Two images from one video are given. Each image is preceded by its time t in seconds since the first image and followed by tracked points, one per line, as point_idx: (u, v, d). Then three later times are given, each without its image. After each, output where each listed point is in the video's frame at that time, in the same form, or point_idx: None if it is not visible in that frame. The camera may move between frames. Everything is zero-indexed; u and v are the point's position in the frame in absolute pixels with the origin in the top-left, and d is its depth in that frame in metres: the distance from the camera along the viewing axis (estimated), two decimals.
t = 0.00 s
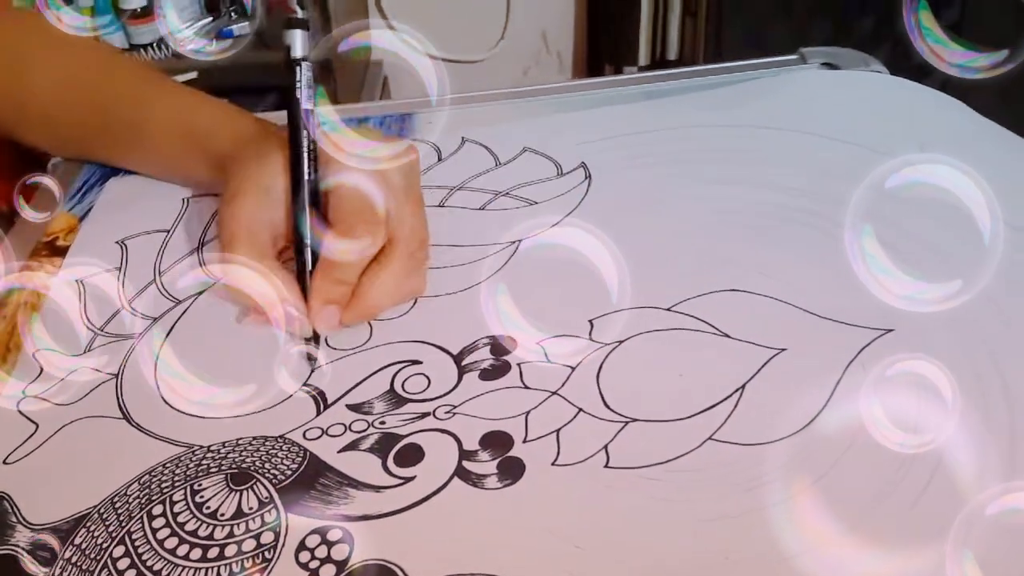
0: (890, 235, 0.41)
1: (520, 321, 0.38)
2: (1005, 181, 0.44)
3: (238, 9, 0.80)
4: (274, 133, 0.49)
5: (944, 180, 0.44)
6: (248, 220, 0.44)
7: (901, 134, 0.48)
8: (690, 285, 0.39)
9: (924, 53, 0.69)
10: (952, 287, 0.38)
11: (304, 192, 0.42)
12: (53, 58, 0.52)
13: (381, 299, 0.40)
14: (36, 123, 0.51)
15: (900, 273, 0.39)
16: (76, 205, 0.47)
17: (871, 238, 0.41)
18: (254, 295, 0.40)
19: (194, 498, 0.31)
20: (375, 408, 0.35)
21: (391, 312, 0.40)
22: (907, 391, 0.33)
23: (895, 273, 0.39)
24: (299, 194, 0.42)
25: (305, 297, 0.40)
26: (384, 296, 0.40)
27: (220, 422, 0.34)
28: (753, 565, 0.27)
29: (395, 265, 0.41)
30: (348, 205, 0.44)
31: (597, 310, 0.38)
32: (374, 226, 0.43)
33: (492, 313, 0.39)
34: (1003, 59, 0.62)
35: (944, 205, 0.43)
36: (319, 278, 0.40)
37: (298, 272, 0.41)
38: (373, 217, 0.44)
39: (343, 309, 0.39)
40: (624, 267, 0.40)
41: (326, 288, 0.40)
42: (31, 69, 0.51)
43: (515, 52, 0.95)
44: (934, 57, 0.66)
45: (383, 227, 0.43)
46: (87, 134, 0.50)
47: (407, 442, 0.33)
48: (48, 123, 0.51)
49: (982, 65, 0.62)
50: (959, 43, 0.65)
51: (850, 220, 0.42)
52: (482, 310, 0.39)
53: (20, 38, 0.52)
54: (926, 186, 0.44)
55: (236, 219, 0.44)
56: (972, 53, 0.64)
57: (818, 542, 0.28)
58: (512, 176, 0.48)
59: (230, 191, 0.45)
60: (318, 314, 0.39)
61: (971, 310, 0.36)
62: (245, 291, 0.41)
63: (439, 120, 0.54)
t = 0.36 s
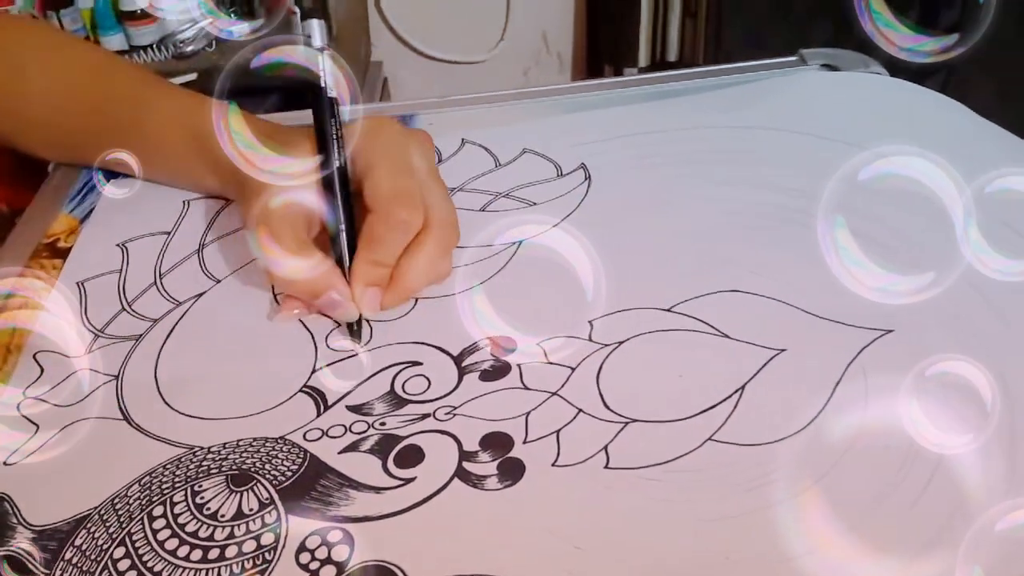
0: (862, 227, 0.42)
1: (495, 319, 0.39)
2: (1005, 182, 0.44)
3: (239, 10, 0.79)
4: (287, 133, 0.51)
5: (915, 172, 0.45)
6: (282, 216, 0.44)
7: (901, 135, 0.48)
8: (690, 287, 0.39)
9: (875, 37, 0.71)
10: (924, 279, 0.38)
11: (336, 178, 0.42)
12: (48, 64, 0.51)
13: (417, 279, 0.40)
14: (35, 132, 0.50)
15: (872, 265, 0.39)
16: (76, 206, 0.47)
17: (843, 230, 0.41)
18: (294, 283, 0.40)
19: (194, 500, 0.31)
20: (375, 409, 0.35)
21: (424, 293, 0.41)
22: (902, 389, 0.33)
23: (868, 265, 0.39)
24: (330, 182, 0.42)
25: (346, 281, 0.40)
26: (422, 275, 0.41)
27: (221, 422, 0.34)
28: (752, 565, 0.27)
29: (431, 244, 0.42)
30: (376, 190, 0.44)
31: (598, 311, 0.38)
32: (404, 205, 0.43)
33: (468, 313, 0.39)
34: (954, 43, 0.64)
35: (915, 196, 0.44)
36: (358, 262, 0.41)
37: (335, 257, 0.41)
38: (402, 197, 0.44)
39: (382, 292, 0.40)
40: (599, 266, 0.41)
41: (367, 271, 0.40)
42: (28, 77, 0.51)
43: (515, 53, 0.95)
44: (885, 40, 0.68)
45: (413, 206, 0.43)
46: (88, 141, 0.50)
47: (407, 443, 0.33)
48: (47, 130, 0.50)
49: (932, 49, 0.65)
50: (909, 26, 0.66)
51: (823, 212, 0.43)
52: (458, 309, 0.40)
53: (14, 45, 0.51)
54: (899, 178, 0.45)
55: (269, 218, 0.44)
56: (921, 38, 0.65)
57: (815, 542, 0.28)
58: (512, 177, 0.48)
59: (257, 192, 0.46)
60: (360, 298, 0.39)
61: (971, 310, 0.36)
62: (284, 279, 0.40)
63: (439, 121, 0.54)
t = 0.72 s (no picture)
0: (834, 218, 0.43)
1: (471, 317, 0.39)
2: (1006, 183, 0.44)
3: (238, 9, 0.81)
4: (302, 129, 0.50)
5: (885, 164, 0.46)
6: (320, 203, 0.43)
7: (901, 136, 0.48)
8: (690, 288, 0.39)
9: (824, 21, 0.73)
10: (896, 272, 0.39)
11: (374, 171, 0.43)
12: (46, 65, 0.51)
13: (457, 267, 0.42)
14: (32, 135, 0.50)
15: (846, 258, 0.40)
16: (76, 206, 0.47)
17: (816, 223, 0.42)
18: (346, 274, 0.40)
19: (195, 500, 0.31)
20: (376, 409, 0.35)
21: (466, 278, 0.41)
22: (902, 391, 0.33)
23: (842, 258, 0.40)
24: (368, 175, 0.42)
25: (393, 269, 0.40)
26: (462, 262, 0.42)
27: (222, 422, 0.34)
28: (752, 566, 0.28)
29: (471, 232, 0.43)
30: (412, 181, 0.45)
31: (599, 312, 0.38)
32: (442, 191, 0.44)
33: (445, 312, 0.40)
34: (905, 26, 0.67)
35: (886, 187, 0.44)
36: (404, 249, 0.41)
37: (380, 245, 0.41)
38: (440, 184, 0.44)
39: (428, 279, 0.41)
40: (575, 263, 0.41)
41: (414, 258, 0.41)
42: (25, 78, 0.50)
43: (515, 53, 0.95)
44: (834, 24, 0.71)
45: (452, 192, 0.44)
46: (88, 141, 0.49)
47: (408, 443, 0.33)
48: (45, 130, 0.50)
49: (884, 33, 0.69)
50: (859, 10, 0.70)
51: (796, 204, 0.44)
52: (435, 308, 0.40)
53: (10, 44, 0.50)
54: (871, 171, 0.46)
55: (307, 207, 0.43)
56: (872, 21, 0.69)
57: (815, 543, 0.28)
58: (513, 178, 0.48)
59: (289, 186, 0.45)
60: (408, 285, 0.40)
61: (972, 311, 0.36)
62: (336, 270, 0.40)
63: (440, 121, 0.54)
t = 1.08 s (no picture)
0: (807, 212, 0.43)
1: (448, 318, 0.39)
2: (1008, 181, 0.44)
3: (238, 8, 0.82)
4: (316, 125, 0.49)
5: (859, 157, 0.47)
6: (344, 197, 0.43)
7: (903, 133, 0.48)
8: (693, 284, 0.39)
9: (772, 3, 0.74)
10: (868, 266, 0.40)
11: (397, 167, 0.43)
12: (53, 74, 0.51)
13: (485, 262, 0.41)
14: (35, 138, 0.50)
15: (818, 252, 0.41)
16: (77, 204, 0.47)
17: (789, 217, 0.43)
18: (373, 268, 0.40)
19: (199, 494, 0.31)
20: (380, 404, 0.35)
21: (488, 273, 0.41)
22: (904, 387, 0.33)
23: (813, 251, 0.41)
24: (393, 175, 0.43)
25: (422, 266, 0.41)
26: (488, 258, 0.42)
27: (226, 417, 0.34)
28: (755, 560, 0.28)
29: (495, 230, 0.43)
30: (437, 174, 0.45)
31: (603, 308, 0.38)
32: (469, 185, 0.44)
33: (420, 313, 0.39)
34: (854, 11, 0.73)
35: (858, 180, 0.45)
36: (432, 246, 0.41)
37: (409, 242, 0.42)
38: (465, 178, 0.45)
39: (455, 274, 0.41)
40: (552, 264, 0.41)
41: (442, 252, 0.41)
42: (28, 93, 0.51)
43: (515, 51, 0.95)
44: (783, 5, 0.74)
45: (478, 185, 0.44)
46: (95, 145, 0.49)
47: (412, 438, 0.33)
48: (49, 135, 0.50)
49: (833, 18, 0.74)
50: None
51: (770, 198, 0.44)
52: (411, 308, 0.40)
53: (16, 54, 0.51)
54: (844, 165, 0.46)
55: (334, 202, 0.43)
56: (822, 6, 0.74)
57: (818, 538, 0.28)
58: (516, 175, 0.48)
59: (310, 182, 0.45)
60: (436, 281, 0.40)
61: (974, 308, 0.36)
62: (360, 263, 0.41)
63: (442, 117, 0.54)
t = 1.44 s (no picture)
0: (779, 205, 0.44)
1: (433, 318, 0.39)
2: (1008, 184, 0.44)
3: (239, 9, 0.82)
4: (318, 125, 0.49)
5: (830, 152, 0.48)
6: (342, 197, 0.43)
7: (903, 137, 0.48)
8: (694, 287, 0.39)
9: None
10: (841, 260, 0.40)
11: (397, 169, 0.43)
12: (56, 75, 0.51)
13: (482, 265, 0.41)
14: (38, 139, 0.50)
15: (790, 245, 0.41)
16: (78, 206, 0.47)
17: (761, 211, 0.44)
18: (369, 268, 0.40)
19: (200, 496, 0.31)
20: (380, 407, 0.35)
21: (486, 275, 0.41)
22: (904, 390, 0.33)
23: (786, 245, 0.41)
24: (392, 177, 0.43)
25: (418, 267, 0.41)
26: (485, 261, 0.42)
27: (227, 418, 0.34)
28: (755, 563, 0.28)
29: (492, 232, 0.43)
30: (437, 178, 0.45)
31: (603, 311, 0.38)
32: (469, 190, 0.44)
33: (405, 312, 0.40)
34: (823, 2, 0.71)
35: (829, 173, 0.46)
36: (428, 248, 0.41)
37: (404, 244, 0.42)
38: (465, 182, 0.45)
39: (449, 277, 0.41)
40: (545, 265, 0.41)
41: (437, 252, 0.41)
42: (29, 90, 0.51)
43: (515, 53, 0.95)
44: None
45: (478, 189, 0.44)
46: (95, 144, 0.50)
47: (412, 440, 0.33)
48: (51, 135, 0.50)
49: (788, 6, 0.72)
50: None
51: (743, 193, 0.45)
52: (395, 307, 0.40)
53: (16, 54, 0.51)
54: (815, 159, 0.47)
55: (332, 202, 0.43)
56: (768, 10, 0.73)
57: (818, 541, 0.28)
58: (516, 178, 0.48)
59: (310, 182, 0.45)
60: (430, 282, 0.40)
61: (974, 311, 0.37)
62: (357, 263, 0.41)
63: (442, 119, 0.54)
